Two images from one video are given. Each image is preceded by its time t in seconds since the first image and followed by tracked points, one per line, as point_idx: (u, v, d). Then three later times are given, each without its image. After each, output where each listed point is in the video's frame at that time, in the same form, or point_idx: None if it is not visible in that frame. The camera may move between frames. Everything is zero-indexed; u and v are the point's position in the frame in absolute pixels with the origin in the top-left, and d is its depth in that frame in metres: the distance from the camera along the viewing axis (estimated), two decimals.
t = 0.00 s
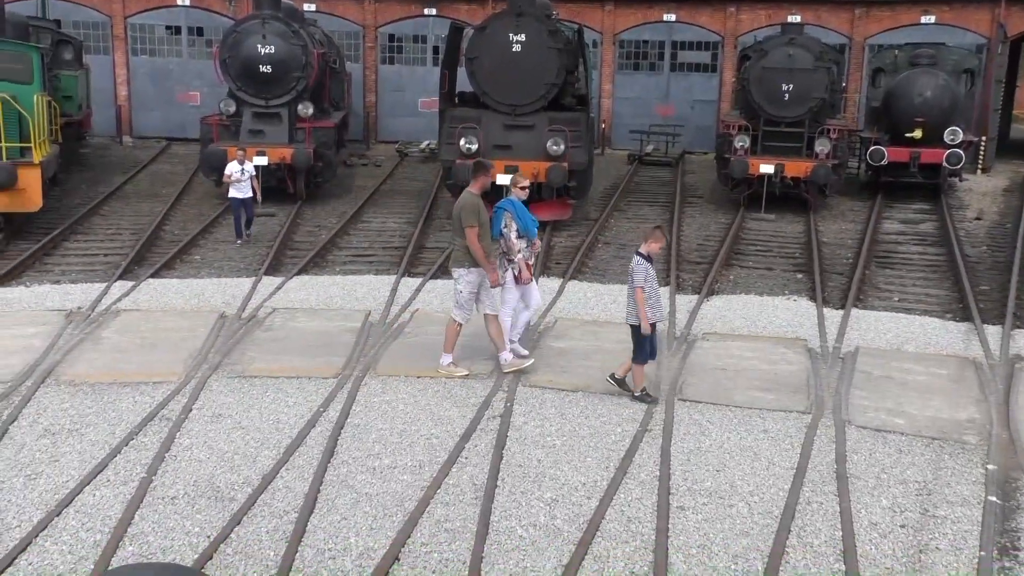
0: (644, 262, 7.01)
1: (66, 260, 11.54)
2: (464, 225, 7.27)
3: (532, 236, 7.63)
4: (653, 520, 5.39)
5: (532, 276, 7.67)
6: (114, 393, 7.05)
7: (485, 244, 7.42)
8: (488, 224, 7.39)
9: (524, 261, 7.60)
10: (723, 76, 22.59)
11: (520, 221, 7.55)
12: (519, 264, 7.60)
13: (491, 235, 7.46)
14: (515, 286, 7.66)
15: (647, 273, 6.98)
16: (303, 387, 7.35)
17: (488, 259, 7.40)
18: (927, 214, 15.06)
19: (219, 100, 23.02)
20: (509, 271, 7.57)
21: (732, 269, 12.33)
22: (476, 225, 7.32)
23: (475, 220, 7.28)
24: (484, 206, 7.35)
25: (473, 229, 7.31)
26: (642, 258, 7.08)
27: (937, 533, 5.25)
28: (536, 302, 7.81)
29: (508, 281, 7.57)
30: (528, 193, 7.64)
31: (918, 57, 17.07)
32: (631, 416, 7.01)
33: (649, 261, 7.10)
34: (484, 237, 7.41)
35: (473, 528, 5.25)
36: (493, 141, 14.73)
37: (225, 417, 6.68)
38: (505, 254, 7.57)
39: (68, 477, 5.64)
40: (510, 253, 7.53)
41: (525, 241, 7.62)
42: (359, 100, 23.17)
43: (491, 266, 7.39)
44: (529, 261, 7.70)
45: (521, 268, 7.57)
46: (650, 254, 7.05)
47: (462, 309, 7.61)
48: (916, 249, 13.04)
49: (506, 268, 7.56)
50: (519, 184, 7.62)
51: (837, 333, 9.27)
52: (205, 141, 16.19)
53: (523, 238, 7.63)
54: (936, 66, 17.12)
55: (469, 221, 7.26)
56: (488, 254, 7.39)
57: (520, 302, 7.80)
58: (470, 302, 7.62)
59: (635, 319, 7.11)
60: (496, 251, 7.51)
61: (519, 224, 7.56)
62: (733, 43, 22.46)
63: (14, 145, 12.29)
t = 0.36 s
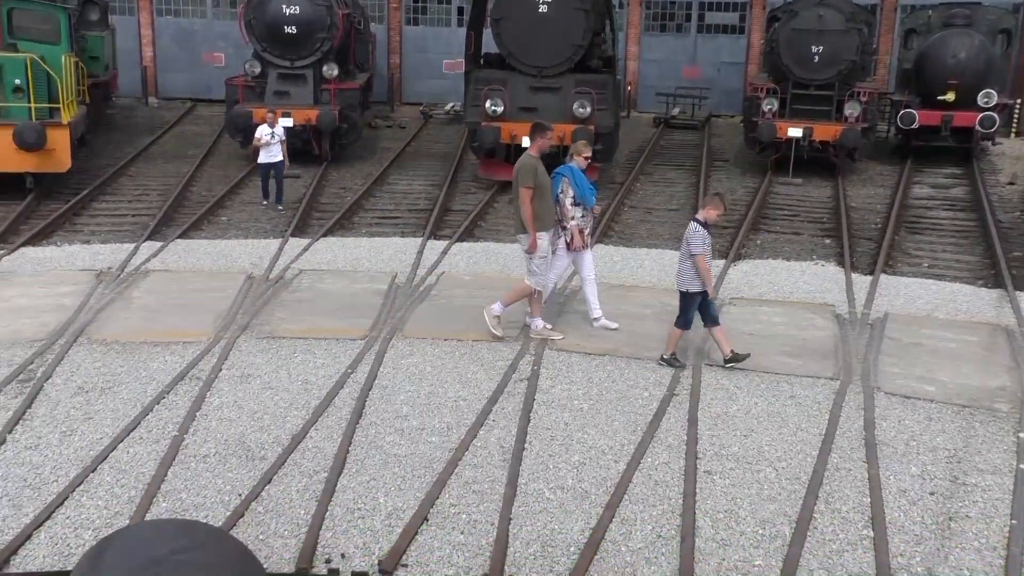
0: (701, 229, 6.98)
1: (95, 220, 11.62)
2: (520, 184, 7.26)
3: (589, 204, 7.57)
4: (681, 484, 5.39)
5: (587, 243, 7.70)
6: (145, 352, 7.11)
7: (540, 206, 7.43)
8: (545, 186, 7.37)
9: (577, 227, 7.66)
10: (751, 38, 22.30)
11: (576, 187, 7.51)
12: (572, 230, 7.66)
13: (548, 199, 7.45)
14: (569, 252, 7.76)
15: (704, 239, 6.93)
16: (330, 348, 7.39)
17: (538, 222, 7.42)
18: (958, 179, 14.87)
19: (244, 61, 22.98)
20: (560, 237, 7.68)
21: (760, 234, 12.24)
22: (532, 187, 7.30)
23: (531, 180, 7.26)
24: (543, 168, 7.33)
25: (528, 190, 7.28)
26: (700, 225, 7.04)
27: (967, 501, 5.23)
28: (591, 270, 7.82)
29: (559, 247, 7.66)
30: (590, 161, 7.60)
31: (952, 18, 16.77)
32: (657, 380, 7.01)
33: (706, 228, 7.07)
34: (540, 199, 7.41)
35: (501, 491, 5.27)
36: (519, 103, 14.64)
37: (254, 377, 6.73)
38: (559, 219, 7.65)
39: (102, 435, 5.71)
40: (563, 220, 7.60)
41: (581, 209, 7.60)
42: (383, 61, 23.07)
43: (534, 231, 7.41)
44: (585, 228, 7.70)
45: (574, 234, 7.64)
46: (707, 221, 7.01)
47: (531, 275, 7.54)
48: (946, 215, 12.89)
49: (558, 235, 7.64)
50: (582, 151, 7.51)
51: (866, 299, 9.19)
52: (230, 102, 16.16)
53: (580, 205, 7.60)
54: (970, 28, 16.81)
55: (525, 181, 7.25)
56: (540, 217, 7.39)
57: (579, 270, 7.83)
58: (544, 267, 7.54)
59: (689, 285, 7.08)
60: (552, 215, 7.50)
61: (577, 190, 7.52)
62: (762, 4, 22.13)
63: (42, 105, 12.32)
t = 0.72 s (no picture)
0: (759, 215, 6.94)
1: (126, 205, 11.70)
2: (573, 174, 7.26)
3: (653, 184, 7.47)
4: (713, 472, 5.37)
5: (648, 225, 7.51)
6: (178, 337, 7.16)
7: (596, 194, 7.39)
8: (600, 174, 7.34)
9: (639, 208, 7.49)
10: (781, 22, 22.03)
11: (641, 168, 7.39)
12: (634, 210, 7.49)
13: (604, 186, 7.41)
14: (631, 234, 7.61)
15: (761, 225, 6.89)
16: (360, 333, 7.41)
17: (595, 211, 7.38)
18: (992, 164, 14.66)
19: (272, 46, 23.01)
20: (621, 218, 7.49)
21: (790, 220, 12.14)
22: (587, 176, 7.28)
23: (585, 170, 7.24)
24: (598, 156, 7.30)
25: (582, 179, 7.27)
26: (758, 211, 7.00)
27: (1004, 492, 5.17)
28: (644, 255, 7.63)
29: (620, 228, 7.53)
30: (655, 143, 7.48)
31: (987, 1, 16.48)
32: (688, 367, 6.98)
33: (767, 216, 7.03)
34: (596, 187, 7.38)
35: (532, 478, 5.27)
36: (547, 88, 14.57)
37: (284, 362, 6.76)
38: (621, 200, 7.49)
39: (136, 418, 5.76)
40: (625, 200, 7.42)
41: (644, 189, 7.49)
42: (410, 46, 23.05)
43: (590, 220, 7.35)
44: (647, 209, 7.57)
45: (636, 214, 7.46)
46: (766, 207, 6.96)
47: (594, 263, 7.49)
48: (980, 201, 12.72)
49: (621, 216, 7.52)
50: (646, 134, 7.44)
51: (899, 286, 9.10)
52: (259, 87, 16.06)
53: (644, 185, 7.50)
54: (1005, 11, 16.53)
55: (578, 171, 7.24)
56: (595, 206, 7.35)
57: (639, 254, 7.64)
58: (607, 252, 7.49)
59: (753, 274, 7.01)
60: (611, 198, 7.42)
61: (640, 170, 7.40)
62: None
63: (75, 90, 12.39)
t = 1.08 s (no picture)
0: (811, 215, 6.78)
1: (152, 201, 11.77)
2: (637, 177, 7.17)
3: (712, 188, 7.44)
4: (740, 472, 5.34)
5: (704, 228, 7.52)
6: (205, 332, 7.19)
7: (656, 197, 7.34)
8: (661, 176, 7.28)
9: (697, 211, 7.48)
10: (807, 18, 21.88)
11: (702, 171, 7.38)
12: (690, 213, 7.49)
13: (665, 189, 7.34)
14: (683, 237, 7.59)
15: (811, 227, 6.76)
16: (385, 330, 7.42)
17: (654, 214, 7.32)
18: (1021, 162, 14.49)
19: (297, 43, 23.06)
20: (678, 220, 7.52)
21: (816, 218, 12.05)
22: (650, 179, 7.20)
23: (649, 173, 7.15)
24: (662, 158, 7.22)
25: (645, 182, 7.19)
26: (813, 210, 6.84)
27: None
28: (706, 256, 7.66)
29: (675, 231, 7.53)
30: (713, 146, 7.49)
31: None
32: (713, 366, 6.93)
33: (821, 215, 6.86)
34: (657, 190, 7.31)
35: (558, 476, 5.25)
36: (571, 85, 14.53)
37: (310, 358, 6.78)
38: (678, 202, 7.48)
39: (164, 414, 5.79)
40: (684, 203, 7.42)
41: (703, 192, 7.45)
42: (434, 43, 23.06)
43: (649, 223, 7.29)
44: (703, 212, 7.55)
45: (692, 218, 7.47)
46: (820, 208, 6.78)
47: (652, 266, 7.42)
48: (1009, 199, 12.58)
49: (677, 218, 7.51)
50: (705, 136, 7.42)
51: (927, 285, 9.01)
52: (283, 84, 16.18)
53: (702, 189, 7.47)
54: None
55: (643, 174, 7.15)
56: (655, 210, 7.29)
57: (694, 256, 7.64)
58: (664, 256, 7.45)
59: (795, 270, 6.93)
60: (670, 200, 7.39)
61: (701, 174, 7.39)
62: None
63: (102, 87, 12.47)
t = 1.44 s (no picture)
0: (869, 215, 6.64)
1: (176, 191, 11.83)
2: (695, 171, 7.21)
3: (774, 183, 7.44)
4: (765, 466, 5.31)
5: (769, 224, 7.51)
6: (229, 322, 7.23)
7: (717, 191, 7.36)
8: (721, 169, 7.30)
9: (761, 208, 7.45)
10: (831, 10, 21.73)
11: (764, 167, 7.37)
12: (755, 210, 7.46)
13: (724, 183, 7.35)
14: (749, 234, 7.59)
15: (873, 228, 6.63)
16: (408, 321, 7.44)
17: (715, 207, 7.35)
18: None
19: (319, 34, 23.08)
20: (742, 216, 7.48)
21: (840, 211, 11.97)
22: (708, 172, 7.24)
23: (706, 166, 7.19)
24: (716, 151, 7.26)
25: (704, 176, 7.23)
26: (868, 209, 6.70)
27: None
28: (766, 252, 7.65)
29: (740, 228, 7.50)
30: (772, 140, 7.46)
31: None
32: (738, 360, 6.90)
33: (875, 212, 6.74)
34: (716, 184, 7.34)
35: (582, 468, 5.25)
36: (594, 77, 14.49)
37: (334, 349, 6.80)
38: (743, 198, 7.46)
39: (189, 403, 5.82)
40: (749, 200, 7.40)
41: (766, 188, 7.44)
42: (455, 34, 23.04)
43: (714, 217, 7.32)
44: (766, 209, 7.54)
45: (758, 215, 7.44)
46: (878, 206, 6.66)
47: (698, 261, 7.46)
48: None
49: (742, 214, 7.47)
50: (764, 131, 7.38)
51: (954, 280, 8.94)
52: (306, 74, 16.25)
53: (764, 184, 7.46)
54: None
55: (700, 167, 7.19)
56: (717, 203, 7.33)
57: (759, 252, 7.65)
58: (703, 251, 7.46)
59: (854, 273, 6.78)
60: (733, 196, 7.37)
61: (764, 170, 7.39)
62: None
63: (127, 77, 12.53)
